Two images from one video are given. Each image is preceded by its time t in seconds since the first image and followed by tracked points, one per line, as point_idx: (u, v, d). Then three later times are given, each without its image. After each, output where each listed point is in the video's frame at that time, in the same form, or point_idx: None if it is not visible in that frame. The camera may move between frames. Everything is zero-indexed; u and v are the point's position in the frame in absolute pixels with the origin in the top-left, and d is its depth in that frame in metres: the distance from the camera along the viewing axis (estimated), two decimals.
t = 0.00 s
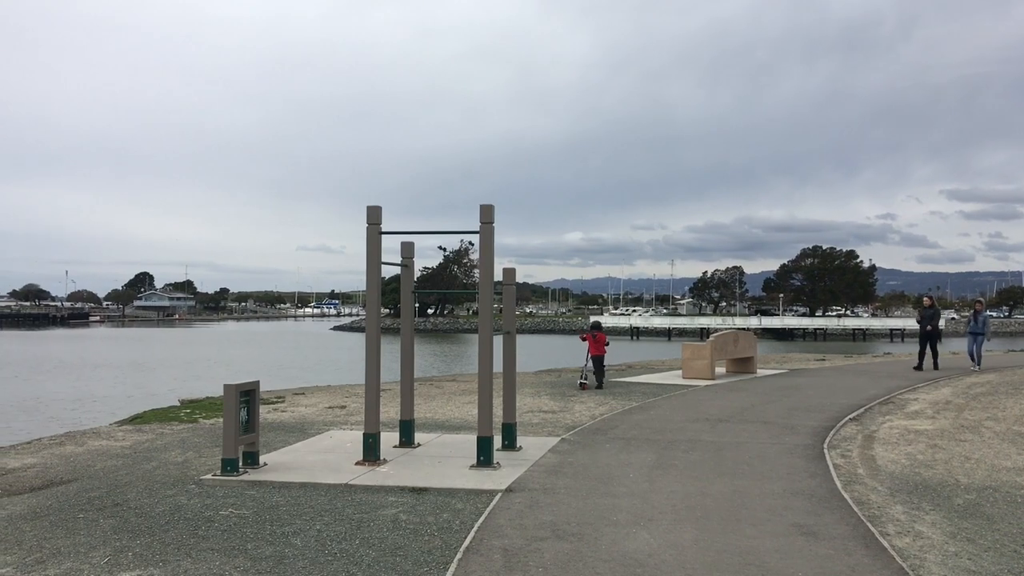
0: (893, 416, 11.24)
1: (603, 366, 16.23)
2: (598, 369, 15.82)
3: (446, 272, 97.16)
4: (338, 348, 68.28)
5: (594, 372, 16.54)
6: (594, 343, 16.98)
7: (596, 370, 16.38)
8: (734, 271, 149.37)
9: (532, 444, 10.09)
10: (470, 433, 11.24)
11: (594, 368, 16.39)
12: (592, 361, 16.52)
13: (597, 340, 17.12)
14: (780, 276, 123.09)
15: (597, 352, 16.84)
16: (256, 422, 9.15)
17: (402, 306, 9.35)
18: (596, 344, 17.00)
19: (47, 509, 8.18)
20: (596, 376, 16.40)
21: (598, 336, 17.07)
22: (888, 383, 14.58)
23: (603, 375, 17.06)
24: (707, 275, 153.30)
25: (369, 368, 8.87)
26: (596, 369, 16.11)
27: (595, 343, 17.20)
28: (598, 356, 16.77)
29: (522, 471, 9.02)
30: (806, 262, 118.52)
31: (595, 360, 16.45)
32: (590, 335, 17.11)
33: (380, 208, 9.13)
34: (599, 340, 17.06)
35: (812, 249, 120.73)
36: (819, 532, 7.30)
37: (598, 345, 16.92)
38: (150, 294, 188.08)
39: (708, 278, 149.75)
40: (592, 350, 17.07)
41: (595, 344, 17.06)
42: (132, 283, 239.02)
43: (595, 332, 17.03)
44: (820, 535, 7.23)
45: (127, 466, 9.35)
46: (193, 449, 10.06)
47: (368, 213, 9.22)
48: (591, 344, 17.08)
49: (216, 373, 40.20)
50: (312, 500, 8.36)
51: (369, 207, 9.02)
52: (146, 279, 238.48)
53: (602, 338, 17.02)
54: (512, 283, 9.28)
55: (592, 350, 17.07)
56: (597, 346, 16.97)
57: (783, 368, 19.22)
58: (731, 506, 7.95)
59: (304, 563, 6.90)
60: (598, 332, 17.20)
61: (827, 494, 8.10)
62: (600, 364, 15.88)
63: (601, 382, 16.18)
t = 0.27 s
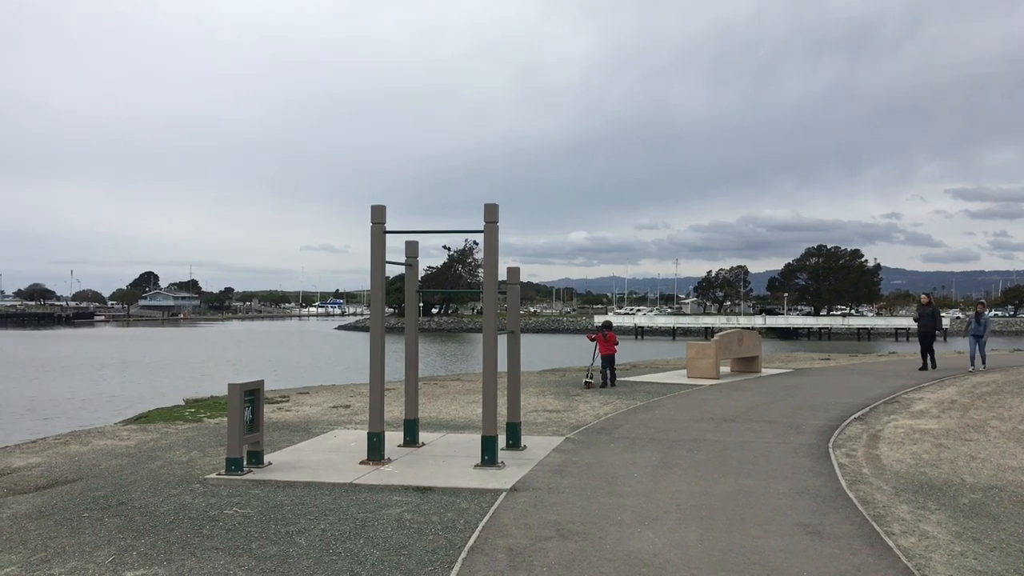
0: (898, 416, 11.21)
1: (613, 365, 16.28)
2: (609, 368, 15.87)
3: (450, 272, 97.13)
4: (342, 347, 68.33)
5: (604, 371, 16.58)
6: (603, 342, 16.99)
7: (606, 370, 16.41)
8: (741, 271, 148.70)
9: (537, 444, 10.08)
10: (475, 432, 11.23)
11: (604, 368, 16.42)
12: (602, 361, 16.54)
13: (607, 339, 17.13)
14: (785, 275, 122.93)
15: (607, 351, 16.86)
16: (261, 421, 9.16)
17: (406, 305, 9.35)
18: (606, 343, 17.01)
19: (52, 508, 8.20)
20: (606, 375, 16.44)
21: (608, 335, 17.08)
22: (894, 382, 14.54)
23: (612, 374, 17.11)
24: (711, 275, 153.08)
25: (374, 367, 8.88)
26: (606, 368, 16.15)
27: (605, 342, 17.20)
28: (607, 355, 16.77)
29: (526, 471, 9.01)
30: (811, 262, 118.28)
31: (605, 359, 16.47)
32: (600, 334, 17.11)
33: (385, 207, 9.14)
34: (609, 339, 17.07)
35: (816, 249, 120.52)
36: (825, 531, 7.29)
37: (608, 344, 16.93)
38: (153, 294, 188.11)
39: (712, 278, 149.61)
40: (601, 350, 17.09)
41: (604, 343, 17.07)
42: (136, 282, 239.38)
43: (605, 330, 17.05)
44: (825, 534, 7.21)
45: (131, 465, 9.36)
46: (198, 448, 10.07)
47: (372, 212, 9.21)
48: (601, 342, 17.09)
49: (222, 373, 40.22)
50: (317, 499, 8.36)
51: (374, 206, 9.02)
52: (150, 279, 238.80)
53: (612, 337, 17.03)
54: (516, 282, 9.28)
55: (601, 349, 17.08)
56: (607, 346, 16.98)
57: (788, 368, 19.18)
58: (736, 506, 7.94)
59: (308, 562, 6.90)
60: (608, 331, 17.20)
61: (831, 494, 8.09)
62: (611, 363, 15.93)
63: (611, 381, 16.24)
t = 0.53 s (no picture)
0: (898, 415, 11.20)
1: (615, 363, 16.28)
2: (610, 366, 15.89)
3: (449, 271, 97.05)
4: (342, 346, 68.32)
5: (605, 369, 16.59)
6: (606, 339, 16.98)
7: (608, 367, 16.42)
8: (742, 271, 148.27)
9: (536, 443, 10.07)
10: (474, 431, 11.21)
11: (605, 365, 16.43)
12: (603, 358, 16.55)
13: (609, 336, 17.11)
14: (785, 275, 122.92)
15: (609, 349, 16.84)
16: (260, 420, 9.15)
17: (406, 304, 9.34)
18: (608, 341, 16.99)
19: (50, 506, 8.18)
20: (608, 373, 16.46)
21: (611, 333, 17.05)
22: (893, 382, 14.52)
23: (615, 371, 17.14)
24: (711, 274, 153.00)
25: (373, 366, 8.86)
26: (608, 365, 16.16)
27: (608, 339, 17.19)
28: (610, 353, 16.76)
29: (525, 470, 9.00)
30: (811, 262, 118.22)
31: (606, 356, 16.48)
32: (603, 331, 17.10)
33: (385, 206, 9.12)
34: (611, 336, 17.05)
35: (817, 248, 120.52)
36: (824, 530, 7.28)
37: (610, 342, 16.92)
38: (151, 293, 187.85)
39: (712, 277, 149.57)
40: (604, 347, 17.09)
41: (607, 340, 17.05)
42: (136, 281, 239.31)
43: (608, 328, 17.05)
44: (825, 534, 7.21)
45: (130, 464, 9.35)
46: (197, 448, 10.05)
47: (372, 211, 9.20)
48: (604, 340, 17.08)
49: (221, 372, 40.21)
50: (315, 498, 8.35)
51: (373, 205, 9.00)
52: (149, 278, 238.74)
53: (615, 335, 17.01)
54: (516, 281, 9.26)
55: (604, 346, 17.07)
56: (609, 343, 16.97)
57: (788, 367, 19.18)
58: (735, 505, 7.93)
59: (307, 561, 6.89)
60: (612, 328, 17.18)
61: (831, 493, 8.08)
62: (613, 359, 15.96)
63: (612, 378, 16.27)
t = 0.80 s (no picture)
0: (892, 414, 11.21)
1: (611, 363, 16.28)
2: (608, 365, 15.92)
3: (444, 270, 96.94)
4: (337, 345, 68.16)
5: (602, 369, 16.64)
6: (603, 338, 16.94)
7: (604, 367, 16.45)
8: (735, 270, 148.57)
9: (531, 442, 10.06)
10: (468, 431, 11.19)
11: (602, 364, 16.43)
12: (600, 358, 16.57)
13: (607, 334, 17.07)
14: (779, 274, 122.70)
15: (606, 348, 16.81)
16: (253, 419, 9.13)
17: (401, 303, 9.32)
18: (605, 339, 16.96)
19: (42, 506, 8.15)
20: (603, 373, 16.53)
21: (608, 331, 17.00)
22: (887, 381, 14.54)
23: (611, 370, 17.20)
24: (706, 273, 153.11)
25: (367, 364, 8.85)
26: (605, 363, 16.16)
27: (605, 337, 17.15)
28: (605, 351, 16.73)
29: (519, 470, 8.99)
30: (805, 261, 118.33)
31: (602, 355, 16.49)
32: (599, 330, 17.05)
33: (379, 204, 9.09)
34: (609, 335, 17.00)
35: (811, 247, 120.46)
36: (817, 530, 7.29)
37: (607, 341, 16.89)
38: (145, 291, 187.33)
39: (706, 276, 149.73)
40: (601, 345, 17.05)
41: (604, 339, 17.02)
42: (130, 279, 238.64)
43: (605, 326, 17.02)
44: (818, 533, 7.21)
45: (123, 463, 9.32)
46: (190, 447, 10.01)
47: (367, 210, 9.18)
48: (600, 338, 17.04)
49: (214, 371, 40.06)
50: (309, 497, 8.33)
51: (368, 203, 8.98)
52: (143, 276, 238.04)
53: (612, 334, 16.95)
54: (511, 281, 9.25)
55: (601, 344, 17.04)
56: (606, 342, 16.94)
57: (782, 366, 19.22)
58: (729, 504, 7.94)
59: (300, 561, 6.88)
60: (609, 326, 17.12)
61: (824, 492, 8.09)
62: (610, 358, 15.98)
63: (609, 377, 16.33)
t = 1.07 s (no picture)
0: (880, 414, 11.25)
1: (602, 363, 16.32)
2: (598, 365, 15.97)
3: (434, 270, 96.83)
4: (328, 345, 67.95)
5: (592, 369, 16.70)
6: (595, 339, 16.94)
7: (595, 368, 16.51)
8: (725, 271, 148.79)
9: (520, 442, 10.05)
10: (458, 431, 11.18)
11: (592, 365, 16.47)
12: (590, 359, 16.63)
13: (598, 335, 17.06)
14: (771, 275, 123.34)
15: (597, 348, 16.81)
16: (241, 419, 9.10)
17: (390, 303, 9.30)
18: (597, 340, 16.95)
19: (28, 506, 8.10)
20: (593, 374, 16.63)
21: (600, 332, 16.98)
22: (876, 381, 14.60)
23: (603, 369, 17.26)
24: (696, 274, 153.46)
25: (356, 364, 8.83)
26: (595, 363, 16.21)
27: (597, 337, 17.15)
28: (596, 351, 16.74)
29: (508, 470, 8.98)
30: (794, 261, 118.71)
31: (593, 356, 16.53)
32: (589, 330, 17.05)
33: (368, 204, 9.08)
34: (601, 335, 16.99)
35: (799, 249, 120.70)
36: (805, 529, 7.30)
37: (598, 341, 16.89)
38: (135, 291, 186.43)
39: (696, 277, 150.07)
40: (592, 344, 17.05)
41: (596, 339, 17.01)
42: (120, 279, 237.29)
43: (595, 325, 17.04)
44: (805, 533, 7.23)
45: (110, 463, 9.27)
46: (178, 447, 9.97)
47: (356, 209, 9.16)
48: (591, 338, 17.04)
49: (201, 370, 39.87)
50: (297, 497, 8.30)
51: (357, 203, 8.96)
52: (133, 276, 236.75)
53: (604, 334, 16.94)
54: (500, 281, 9.24)
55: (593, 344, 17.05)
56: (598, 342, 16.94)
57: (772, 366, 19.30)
58: (718, 504, 7.95)
59: (287, 561, 6.86)
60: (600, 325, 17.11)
61: (813, 492, 8.11)
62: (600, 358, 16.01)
63: (599, 378, 16.41)
